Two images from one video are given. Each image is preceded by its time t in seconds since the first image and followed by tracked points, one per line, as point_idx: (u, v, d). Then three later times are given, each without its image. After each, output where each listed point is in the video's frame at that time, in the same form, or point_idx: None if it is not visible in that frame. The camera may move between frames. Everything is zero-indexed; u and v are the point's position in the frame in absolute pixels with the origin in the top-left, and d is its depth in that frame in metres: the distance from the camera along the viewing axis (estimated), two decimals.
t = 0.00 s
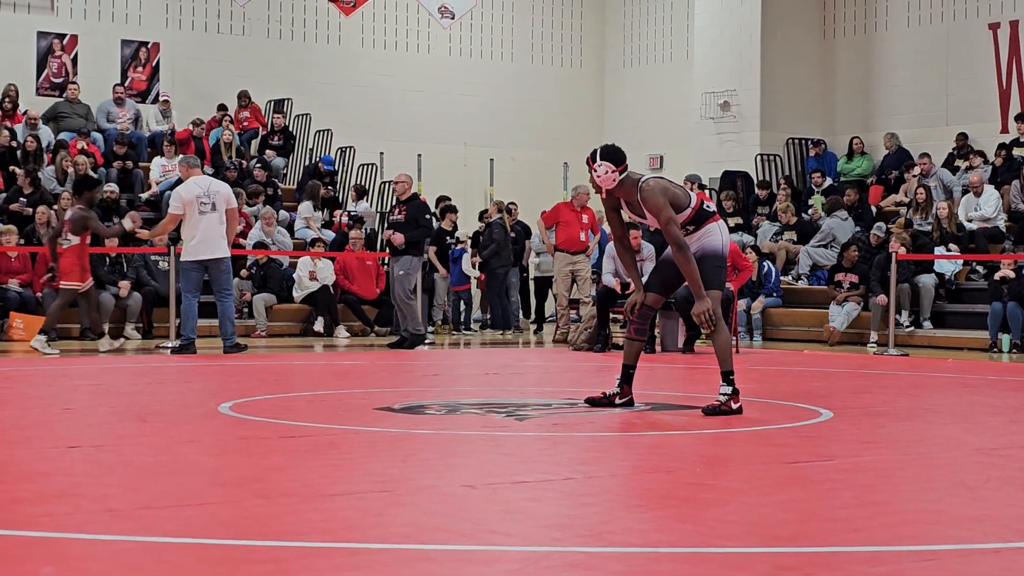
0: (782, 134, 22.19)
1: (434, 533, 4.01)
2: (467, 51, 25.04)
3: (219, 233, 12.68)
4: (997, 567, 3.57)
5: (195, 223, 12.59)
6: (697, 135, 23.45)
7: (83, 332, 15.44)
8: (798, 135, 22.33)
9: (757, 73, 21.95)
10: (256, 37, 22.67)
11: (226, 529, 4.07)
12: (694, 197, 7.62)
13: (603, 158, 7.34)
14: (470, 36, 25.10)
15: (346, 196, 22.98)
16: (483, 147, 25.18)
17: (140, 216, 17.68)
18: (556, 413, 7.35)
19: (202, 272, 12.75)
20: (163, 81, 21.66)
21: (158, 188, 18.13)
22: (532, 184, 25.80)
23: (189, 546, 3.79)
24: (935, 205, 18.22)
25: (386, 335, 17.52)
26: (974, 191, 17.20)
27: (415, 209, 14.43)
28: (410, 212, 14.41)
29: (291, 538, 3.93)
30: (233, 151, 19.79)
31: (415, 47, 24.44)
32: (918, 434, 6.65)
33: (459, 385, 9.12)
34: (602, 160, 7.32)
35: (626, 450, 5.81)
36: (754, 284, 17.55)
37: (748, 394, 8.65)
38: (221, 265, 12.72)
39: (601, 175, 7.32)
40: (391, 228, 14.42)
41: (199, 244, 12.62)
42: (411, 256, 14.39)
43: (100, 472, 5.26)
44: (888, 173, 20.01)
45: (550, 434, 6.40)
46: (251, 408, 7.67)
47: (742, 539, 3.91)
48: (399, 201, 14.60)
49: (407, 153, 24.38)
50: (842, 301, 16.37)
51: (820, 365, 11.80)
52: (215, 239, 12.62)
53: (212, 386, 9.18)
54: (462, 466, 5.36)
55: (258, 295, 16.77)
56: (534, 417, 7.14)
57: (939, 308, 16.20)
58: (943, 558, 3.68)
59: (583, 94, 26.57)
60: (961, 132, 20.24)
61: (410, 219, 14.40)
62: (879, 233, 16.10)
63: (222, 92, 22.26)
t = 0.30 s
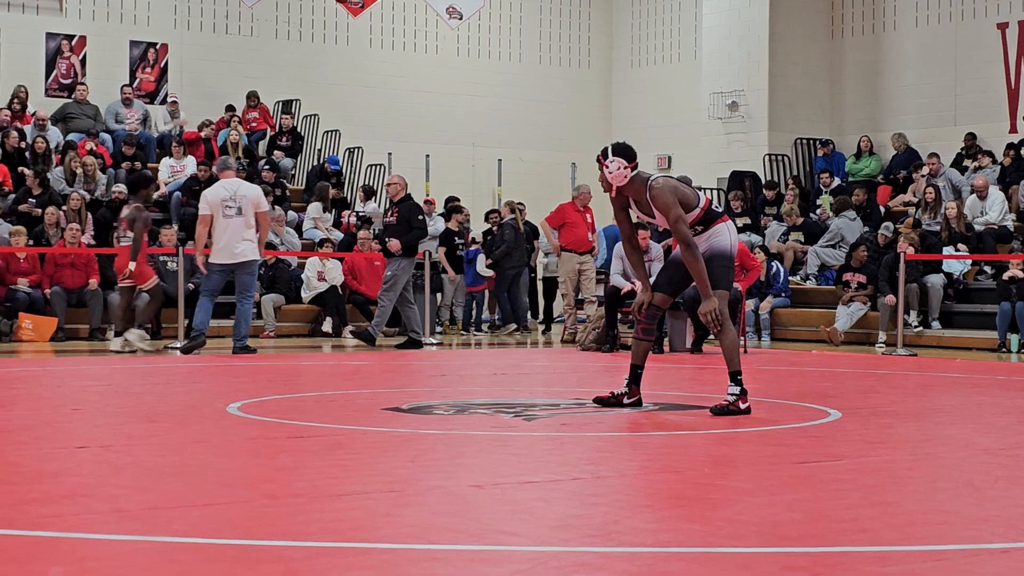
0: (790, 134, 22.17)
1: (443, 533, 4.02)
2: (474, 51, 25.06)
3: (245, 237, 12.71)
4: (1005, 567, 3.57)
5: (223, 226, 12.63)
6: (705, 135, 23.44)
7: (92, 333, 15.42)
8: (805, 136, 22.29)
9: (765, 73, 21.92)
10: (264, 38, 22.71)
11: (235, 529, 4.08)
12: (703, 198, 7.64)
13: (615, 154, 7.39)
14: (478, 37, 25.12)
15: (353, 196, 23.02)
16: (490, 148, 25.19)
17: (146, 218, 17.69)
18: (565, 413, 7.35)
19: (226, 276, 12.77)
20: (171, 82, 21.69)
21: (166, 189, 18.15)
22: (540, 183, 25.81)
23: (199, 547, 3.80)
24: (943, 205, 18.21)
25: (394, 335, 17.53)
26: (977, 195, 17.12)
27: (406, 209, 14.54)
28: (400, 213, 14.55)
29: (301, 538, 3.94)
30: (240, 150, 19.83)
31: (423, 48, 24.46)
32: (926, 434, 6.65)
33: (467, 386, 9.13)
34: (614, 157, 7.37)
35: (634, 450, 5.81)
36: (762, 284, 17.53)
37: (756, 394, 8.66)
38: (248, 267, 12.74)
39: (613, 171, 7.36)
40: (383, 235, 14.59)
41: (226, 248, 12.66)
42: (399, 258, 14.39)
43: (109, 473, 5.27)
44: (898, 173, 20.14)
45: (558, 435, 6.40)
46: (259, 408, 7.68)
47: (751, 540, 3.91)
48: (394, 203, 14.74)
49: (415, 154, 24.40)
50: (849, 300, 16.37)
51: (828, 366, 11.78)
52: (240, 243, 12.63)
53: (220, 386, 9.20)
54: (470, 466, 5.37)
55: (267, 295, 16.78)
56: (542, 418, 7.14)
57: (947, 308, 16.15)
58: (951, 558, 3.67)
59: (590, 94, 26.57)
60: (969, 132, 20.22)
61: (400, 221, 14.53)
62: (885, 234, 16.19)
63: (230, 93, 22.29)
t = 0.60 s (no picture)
0: (813, 144, 22.11)
1: (467, 546, 4.03)
2: (497, 64, 25.12)
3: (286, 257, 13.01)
4: None
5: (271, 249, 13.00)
6: (728, 146, 23.40)
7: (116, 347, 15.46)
8: (829, 146, 22.22)
9: (788, 83, 21.89)
10: (288, 52, 22.84)
11: (259, 542, 4.10)
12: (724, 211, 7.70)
13: (638, 172, 7.41)
14: (500, 50, 25.18)
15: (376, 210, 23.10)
16: (512, 161, 25.23)
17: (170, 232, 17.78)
18: (589, 425, 7.35)
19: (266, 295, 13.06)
20: (195, 97, 21.85)
21: (190, 203, 18.29)
22: (563, 195, 25.83)
23: (223, 561, 3.83)
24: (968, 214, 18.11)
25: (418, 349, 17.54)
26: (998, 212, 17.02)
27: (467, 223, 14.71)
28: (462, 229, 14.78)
29: (325, 552, 3.96)
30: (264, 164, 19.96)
31: (445, 61, 24.54)
32: (953, 445, 6.61)
33: (490, 398, 9.14)
34: (641, 177, 7.34)
35: (658, 462, 5.81)
36: (787, 295, 17.56)
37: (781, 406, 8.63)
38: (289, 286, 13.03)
39: (644, 191, 7.31)
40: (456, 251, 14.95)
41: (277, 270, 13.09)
42: (469, 268, 14.54)
43: (134, 487, 5.30)
44: (925, 183, 20.08)
45: (581, 447, 6.40)
46: (284, 422, 7.71)
47: (774, 551, 3.90)
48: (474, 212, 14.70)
49: (437, 167, 24.48)
50: (874, 309, 16.32)
51: (855, 376, 11.73)
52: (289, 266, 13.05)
53: (245, 400, 9.24)
54: (493, 479, 5.37)
55: (291, 309, 16.89)
56: (566, 430, 7.14)
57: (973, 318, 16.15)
58: (978, 569, 3.65)
59: (612, 105, 26.57)
60: (993, 141, 20.11)
61: (466, 234, 14.71)
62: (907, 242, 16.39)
63: (252, 108, 22.41)
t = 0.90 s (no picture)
0: (816, 144, 22.09)
1: (471, 546, 4.03)
2: (499, 64, 25.13)
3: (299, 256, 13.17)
4: None
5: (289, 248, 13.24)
6: (731, 146, 23.38)
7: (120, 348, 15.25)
8: (832, 146, 22.21)
9: (791, 83, 21.88)
10: (290, 53, 22.85)
11: (263, 542, 4.11)
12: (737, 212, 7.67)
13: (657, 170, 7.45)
14: (503, 50, 25.19)
15: (380, 211, 23.10)
16: (515, 161, 25.24)
17: (173, 233, 17.79)
18: (593, 425, 7.36)
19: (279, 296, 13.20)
20: (198, 97, 21.86)
21: (193, 203, 18.33)
22: (566, 195, 25.84)
23: (227, 560, 3.83)
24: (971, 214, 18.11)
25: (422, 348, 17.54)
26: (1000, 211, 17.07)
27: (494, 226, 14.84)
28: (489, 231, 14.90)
29: (329, 552, 3.96)
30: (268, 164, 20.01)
31: (448, 62, 24.55)
32: (956, 445, 6.61)
33: (494, 398, 9.14)
34: (659, 175, 7.37)
35: (662, 462, 5.81)
36: (790, 294, 17.52)
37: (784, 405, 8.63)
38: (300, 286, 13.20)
39: (661, 188, 7.34)
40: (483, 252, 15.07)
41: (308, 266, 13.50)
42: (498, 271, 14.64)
43: (138, 487, 5.31)
44: (928, 182, 20.04)
45: (585, 447, 6.40)
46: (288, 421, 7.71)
47: (777, 551, 3.90)
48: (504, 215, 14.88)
49: (441, 166, 24.49)
50: (877, 309, 16.29)
51: (858, 376, 11.73)
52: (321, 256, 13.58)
53: (248, 400, 9.24)
54: (497, 479, 5.38)
55: (294, 309, 16.88)
56: (569, 430, 7.14)
57: (977, 318, 16.14)
58: (981, 569, 3.65)
59: (615, 105, 26.57)
60: (996, 141, 20.10)
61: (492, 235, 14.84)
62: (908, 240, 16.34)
63: (255, 108, 22.41)
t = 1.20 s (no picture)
0: (816, 145, 22.10)
1: (472, 547, 4.03)
2: (499, 65, 25.13)
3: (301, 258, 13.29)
4: None
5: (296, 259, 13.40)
6: (731, 146, 23.38)
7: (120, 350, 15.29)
8: (832, 146, 22.23)
9: (792, 84, 21.87)
10: (291, 53, 22.85)
11: (263, 543, 4.12)
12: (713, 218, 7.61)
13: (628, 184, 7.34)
14: (503, 50, 25.19)
15: (380, 211, 23.11)
16: (516, 162, 25.25)
17: (174, 233, 17.78)
18: (592, 426, 7.36)
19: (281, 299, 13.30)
20: (198, 98, 21.86)
21: (194, 204, 18.32)
22: (566, 195, 25.85)
23: (227, 561, 3.84)
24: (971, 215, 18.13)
25: (423, 349, 17.54)
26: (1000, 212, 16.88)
27: (515, 226, 15.00)
28: (508, 232, 15.04)
29: (329, 552, 3.97)
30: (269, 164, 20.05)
31: (448, 62, 24.56)
32: (957, 445, 6.61)
33: (494, 399, 9.14)
34: (629, 189, 7.27)
35: (661, 463, 5.81)
36: (790, 295, 17.46)
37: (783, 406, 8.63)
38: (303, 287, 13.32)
39: (630, 205, 7.26)
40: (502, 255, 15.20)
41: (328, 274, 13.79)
42: (523, 269, 14.81)
43: (138, 488, 5.31)
44: (928, 183, 20.02)
45: (585, 448, 6.40)
46: (287, 422, 7.71)
47: (777, 552, 3.90)
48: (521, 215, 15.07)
49: (441, 167, 24.50)
50: (877, 310, 16.23)
51: (859, 376, 11.74)
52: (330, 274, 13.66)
53: (248, 400, 9.24)
54: (497, 479, 5.38)
55: (295, 310, 16.92)
56: (570, 431, 7.14)
57: (978, 318, 16.20)
58: (982, 569, 3.66)
59: (615, 105, 26.56)
60: (996, 142, 20.12)
61: (513, 238, 14.99)
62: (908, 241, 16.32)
63: (255, 108, 22.41)
